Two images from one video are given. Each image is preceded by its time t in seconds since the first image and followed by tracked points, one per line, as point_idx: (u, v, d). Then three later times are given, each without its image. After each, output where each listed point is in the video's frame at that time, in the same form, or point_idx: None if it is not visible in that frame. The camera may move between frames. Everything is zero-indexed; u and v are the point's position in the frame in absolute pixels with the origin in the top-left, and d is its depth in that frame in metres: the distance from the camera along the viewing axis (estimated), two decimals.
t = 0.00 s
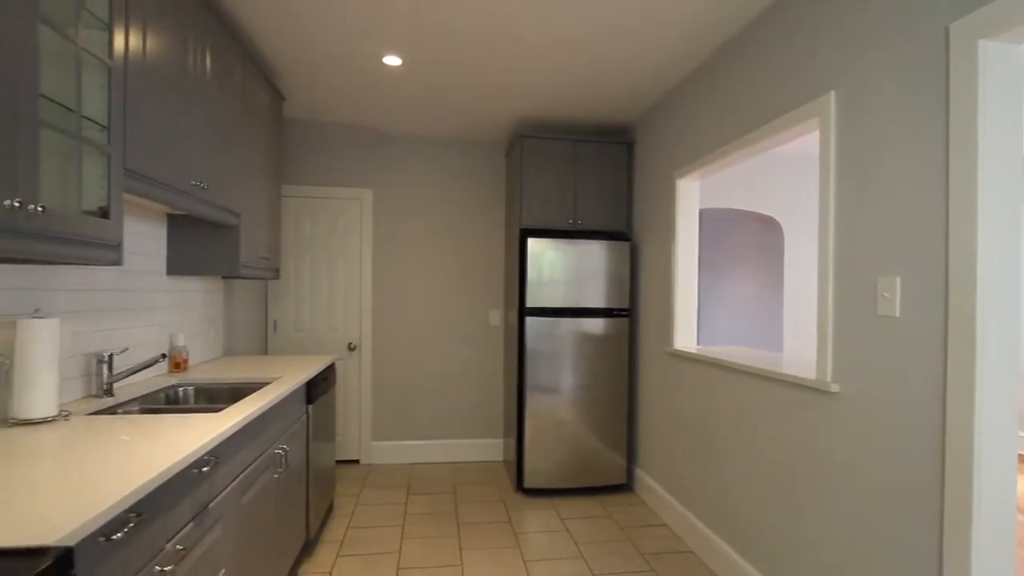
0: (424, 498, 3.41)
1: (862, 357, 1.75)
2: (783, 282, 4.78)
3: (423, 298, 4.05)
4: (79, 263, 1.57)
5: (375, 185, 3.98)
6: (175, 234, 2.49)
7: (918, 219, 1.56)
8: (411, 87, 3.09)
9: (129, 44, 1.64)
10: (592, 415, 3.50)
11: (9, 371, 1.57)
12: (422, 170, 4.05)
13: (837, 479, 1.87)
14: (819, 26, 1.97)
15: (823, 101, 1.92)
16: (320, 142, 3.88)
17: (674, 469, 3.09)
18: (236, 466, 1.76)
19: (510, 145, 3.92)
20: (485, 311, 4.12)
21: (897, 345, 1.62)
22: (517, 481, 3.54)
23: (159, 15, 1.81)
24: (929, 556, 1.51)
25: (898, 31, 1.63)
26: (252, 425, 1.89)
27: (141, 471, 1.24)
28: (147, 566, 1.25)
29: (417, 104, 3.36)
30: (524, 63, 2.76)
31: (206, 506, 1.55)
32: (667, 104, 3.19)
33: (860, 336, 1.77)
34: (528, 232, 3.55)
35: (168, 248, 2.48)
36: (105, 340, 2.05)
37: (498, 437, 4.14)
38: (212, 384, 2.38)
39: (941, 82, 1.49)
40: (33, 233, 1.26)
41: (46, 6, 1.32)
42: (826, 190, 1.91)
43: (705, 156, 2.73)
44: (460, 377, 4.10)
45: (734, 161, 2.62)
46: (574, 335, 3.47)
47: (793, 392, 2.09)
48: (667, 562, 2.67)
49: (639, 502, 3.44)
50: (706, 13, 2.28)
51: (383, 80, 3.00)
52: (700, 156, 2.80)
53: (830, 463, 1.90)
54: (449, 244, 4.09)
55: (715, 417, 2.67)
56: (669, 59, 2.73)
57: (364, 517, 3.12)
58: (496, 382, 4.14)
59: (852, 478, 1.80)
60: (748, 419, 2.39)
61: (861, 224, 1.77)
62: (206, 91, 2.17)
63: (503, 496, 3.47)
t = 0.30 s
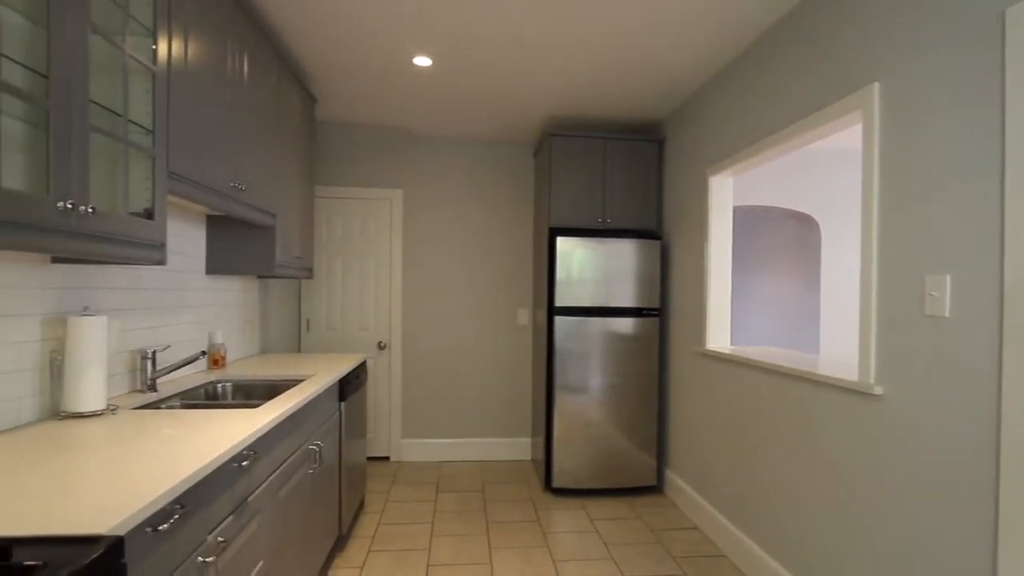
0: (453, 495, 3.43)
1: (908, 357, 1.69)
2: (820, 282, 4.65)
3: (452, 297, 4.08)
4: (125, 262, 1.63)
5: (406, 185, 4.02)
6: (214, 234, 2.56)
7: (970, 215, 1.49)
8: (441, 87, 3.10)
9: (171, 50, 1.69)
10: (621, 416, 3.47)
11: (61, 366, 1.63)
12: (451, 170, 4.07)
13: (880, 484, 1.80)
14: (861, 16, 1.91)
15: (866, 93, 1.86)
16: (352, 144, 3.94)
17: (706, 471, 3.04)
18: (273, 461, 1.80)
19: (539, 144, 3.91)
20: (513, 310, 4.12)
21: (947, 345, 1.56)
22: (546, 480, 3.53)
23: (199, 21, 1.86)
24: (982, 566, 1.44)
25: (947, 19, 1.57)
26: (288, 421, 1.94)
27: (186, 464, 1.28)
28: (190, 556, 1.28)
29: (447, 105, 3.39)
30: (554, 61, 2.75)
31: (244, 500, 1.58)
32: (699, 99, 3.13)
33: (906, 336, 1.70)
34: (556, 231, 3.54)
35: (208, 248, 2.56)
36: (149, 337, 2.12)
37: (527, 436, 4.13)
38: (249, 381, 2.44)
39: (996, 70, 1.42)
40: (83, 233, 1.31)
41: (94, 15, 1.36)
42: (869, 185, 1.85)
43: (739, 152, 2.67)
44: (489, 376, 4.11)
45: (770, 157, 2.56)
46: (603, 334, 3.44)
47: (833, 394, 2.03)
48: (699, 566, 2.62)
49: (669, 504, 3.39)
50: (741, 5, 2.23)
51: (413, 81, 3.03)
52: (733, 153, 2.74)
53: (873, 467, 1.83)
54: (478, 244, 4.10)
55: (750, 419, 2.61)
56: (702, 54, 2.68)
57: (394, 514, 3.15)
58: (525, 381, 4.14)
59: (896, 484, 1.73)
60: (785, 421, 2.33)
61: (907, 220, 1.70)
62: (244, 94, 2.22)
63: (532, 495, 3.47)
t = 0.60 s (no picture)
0: (483, 494, 3.44)
1: (958, 358, 1.62)
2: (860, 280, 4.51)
3: (481, 297, 4.09)
4: (169, 263, 1.68)
5: (435, 186, 4.05)
6: (251, 235, 2.63)
7: None
8: (471, 87, 3.11)
9: (212, 57, 1.74)
10: (652, 417, 3.42)
11: (109, 362, 1.69)
12: (480, 170, 4.08)
13: (926, 491, 1.73)
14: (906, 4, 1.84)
15: (911, 84, 1.79)
16: (383, 146, 3.99)
17: (740, 474, 2.97)
18: (309, 457, 1.84)
19: (568, 143, 3.89)
20: (542, 309, 4.11)
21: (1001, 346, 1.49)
22: (575, 480, 3.51)
23: (240, 29, 1.91)
24: None
25: (1000, 6, 1.50)
26: (323, 417, 1.97)
27: (228, 459, 1.32)
28: (232, 548, 1.32)
29: (476, 106, 3.40)
30: (583, 61, 2.74)
31: (282, 494, 1.62)
32: (733, 95, 3.06)
33: (956, 336, 1.63)
34: (586, 230, 3.52)
35: (245, 248, 2.62)
36: (190, 335, 2.19)
37: (555, 436, 4.12)
38: (285, 379, 2.49)
39: None
40: (131, 234, 1.36)
41: (142, 24, 1.42)
42: (915, 180, 1.78)
43: (775, 148, 2.61)
44: (517, 376, 4.11)
45: (807, 152, 2.49)
46: (634, 334, 3.40)
47: (876, 396, 1.96)
48: (733, 570, 2.57)
49: (701, 507, 3.33)
50: None
51: (443, 83, 3.06)
52: (769, 149, 2.68)
53: (918, 473, 1.76)
54: (506, 243, 4.10)
55: (786, 422, 2.54)
56: (736, 49, 2.63)
57: (425, 512, 3.18)
58: (553, 381, 4.12)
59: (943, 490, 1.66)
60: (824, 423, 2.26)
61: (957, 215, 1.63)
62: (281, 98, 2.27)
63: (561, 496, 3.45)
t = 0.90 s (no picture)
0: (512, 494, 3.45)
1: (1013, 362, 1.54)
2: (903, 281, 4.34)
3: (510, 296, 4.09)
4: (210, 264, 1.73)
5: (464, 186, 4.07)
6: (287, 237, 2.69)
7: None
8: (500, 88, 3.12)
9: (252, 63, 1.79)
10: (683, 418, 3.37)
11: (155, 360, 1.75)
12: (509, 170, 4.09)
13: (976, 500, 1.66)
14: None
15: (961, 75, 1.71)
16: (413, 147, 4.03)
17: (775, 479, 2.90)
18: (344, 454, 1.87)
19: (597, 142, 3.86)
20: (571, 309, 4.09)
21: None
22: (605, 482, 3.48)
23: (277, 35, 1.96)
24: None
25: None
26: (357, 416, 2.00)
27: (268, 455, 1.35)
28: (272, 542, 1.35)
29: (505, 106, 3.41)
30: (613, 59, 2.71)
31: (319, 490, 1.65)
32: (768, 90, 2.99)
33: (1010, 339, 1.56)
34: (616, 230, 3.48)
35: (281, 249, 2.69)
36: (229, 334, 2.25)
37: (584, 437, 4.09)
38: (319, 377, 2.54)
39: None
40: (175, 235, 1.40)
41: (186, 32, 1.46)
42: (965, 175, 1.70)
43: (812, 144, 2.54)
44: (546, 376, 4.10)
45: (847, 148, 2.41)
46: (665, 334, 3.35)
47: (922, 401, 1.88)
48: None
49: (735, 511, 3.26)
50: None
51: (473, 84, 3.07)
52: (806, 145, 2.61)
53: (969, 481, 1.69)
54: (536, 243, 4.10)
55: (824, 425, 2.47)
56: (771, 43, 2.56)
57: (455, 510, 3.20)
58: (583, 382, 4.10)
59: (997, 499, 1.59)
60: (865, 428, 2.19)
61: (1012, 211, 1.56)
62: (316, 102, 2.31)
63: (591, 497, 3.43)
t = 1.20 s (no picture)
0: (542, 495, 3.43)
1: None
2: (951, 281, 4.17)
3: (539, 297, 4.08)
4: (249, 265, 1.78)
5: (493, 188, 4.08)
6: (321, 239, 2.74)
7: None
8: (529, 89, 3.12)
9: (288, 69, 1.83)
10: (716, 421, 3.30)
11: (197, 359, 1.81)
12: (538, 171, 4.08)
13: None
14: None
15: (1014, 64, 1.63)
16: (443, 150, 4.07)
17: (813, 484, 2.82)
18: (379, 453, 1.89)
19: (627, 141, 3.82)
20: (601, 310, 4.06)
21: None
22: (636, 484, 3.44)
23: (312, 41, 2.00)
24: None
25: None
26: (391, 415, 2.02)
27: (307, 452, 1.37)
28: (311, 538, 1.37)
29: (534, 107, 3.40)
30: (643, 58, 2.68)
31: (355, 488, 1.67)
32: (804, 84, 2.91)
33: None
34: (646, 229, 3.44)
35: (316, 251, 2.74)
36: (267, 334, 2.30)
37: (614, 439, 4.05)
38: (352, 377, 2.58)
39: None
40: (217, 237, 1.44)
41: (227, 41, 1.51)
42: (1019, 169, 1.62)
43: (852, 139, 2.46)
44: (576, 377, 4.07)
45: (889, 143, 2.33)
46: (697, 335, 3.29)
47: (975, 404, 1.80)
48: None
49: (771, 516, 3.18)
50: None
51: (502, 86, 3.08)
52: (845, 140, 2.53)
53: None
54: (565, 244, 4.08)
55: (866, 429, 2.39)
56: (808, 37, 2.49)
57: (485, 510, 3.21)
58: (613, 383, 4.06)
59: None
60: (911, 432, 2.10)
61: None
62: (349, 105, 2.35)
63: (622, 499, 3.40)
